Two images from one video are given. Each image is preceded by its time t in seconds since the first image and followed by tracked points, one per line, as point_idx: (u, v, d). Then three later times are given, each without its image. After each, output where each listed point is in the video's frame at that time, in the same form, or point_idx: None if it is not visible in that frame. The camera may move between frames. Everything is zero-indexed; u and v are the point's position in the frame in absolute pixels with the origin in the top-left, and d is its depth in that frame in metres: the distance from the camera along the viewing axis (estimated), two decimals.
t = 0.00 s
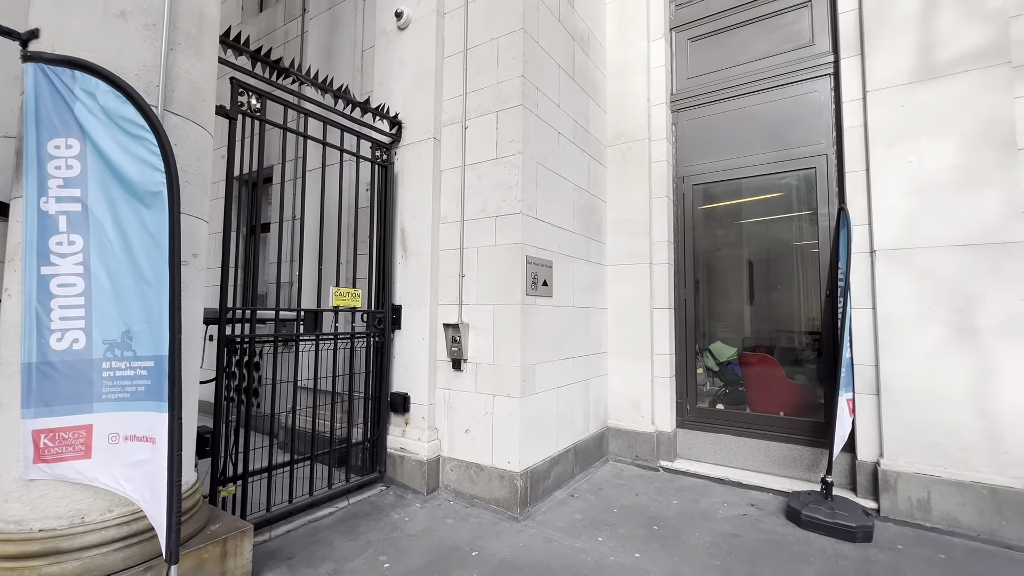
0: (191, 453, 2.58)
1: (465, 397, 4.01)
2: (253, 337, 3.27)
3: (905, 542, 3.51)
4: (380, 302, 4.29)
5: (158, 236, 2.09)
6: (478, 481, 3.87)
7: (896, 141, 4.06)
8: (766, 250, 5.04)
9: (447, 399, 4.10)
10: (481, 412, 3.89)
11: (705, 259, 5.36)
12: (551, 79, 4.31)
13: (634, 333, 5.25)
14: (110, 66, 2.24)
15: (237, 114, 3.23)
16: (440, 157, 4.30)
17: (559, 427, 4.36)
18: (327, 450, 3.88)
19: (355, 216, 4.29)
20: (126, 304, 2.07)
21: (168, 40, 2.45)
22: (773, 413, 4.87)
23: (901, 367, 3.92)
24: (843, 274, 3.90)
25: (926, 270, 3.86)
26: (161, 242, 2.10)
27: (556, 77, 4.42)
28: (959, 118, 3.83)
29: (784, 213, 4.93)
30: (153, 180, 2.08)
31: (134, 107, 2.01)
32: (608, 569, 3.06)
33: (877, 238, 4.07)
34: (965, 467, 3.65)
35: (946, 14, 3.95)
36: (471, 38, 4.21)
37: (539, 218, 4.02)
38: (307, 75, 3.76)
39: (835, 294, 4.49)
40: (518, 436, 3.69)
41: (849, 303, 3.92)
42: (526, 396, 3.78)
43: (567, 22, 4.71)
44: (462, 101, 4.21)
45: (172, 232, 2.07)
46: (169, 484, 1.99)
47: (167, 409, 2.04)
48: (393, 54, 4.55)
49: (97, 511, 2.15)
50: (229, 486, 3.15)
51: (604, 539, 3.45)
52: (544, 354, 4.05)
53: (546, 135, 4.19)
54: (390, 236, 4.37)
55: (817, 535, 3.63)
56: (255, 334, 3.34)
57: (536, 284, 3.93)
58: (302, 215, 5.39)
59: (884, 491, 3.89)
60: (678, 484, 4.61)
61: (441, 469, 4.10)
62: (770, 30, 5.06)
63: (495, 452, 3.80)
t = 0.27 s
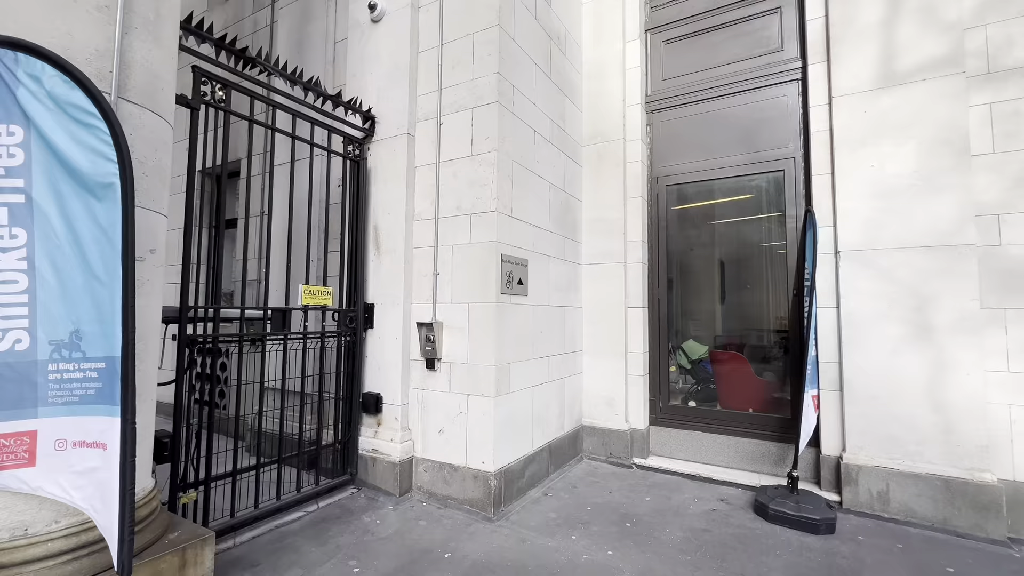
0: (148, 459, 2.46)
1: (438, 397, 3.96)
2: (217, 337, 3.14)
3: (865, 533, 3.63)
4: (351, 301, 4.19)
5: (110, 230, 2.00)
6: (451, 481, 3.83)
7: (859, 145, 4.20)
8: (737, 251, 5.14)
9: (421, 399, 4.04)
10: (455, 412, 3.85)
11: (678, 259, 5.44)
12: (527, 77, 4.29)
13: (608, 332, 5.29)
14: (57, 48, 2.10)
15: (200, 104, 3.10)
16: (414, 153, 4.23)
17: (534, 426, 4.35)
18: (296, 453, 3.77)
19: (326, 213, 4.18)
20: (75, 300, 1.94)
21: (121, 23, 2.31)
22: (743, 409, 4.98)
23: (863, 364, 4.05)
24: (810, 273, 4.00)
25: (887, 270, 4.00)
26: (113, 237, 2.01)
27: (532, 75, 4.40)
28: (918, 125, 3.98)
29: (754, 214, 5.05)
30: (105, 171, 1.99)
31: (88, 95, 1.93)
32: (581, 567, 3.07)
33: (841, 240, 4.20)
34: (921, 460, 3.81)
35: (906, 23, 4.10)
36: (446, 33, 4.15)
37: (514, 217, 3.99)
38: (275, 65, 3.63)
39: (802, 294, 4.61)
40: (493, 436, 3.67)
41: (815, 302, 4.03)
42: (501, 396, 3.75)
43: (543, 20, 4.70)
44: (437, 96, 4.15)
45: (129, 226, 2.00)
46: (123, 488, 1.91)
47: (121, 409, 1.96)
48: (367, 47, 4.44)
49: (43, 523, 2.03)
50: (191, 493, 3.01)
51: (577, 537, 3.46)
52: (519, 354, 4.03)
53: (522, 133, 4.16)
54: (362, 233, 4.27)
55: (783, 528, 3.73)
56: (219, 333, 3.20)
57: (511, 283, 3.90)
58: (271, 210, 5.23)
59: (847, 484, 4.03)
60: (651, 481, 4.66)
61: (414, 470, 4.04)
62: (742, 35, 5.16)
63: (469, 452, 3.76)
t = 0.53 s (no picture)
0: (100, 466, 2.32)
1: (411, 398, 3.90)
2: (177, 337, 2.99)
3: (828, 525, 3.76)
4: (321, 299, 4.08)
5: (56, 222, 1.84)
6: (424, 483, 3.78)
7: (824, 150, 4.33)
8: (708, 251, 5.25)
9: (393, 400, 3.97)
10: (428, 412, 3.80)
11: (650, 258, 5.51)
12: (502, 75, 4.26)
13: (582, 331, 5.31)
14: None
15: (159, 93, 2.94)
16: (387, 149, 4.15)
17: (508, 425, 4.33)
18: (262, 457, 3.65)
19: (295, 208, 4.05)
20: (15, 297, 1.79)
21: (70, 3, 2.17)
22: (713, 406, 5.08)
23: (826, 361, 4.19)
24: (777, 274, 4.10)
25: (849, 271, 4.15)
26: (60, 230, 1.85)
27: (508, 72, 4.38)
28: (878, 131, 4.13)
29: (724, 215, 5.15)
30: (49, 161, 1.83)
31: (29, 77, 1.77)
32: (553, 566, 3.07)
33: (807, 241, 4.33)
34: (879, 453, 3.96)
35: (868, 33, 4.25)
36: (420, 28, 4.09)
37: (489, 215, 3.96)
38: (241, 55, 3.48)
39: (769, 293, 4.73)
40: (467, 437, 3.63)
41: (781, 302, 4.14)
42: (475, 395, 3.72)
43: (519, 18, 4.68)
44: (411, 92, 4.08)
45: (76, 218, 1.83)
46: (68, 500, 1.77)
47: (67, 416, 1.79)
48: (338, 39, 4.33)
49: None
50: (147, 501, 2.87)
51: (551, 536, 3.46)
52: (493, 353, 4.00)
53: (497, 131, 4.13)
54: (333, 230, 4.17)
55: (750, 521, 3.82)
56: (179, 333, 3.06)
57: (486, 282, 3.87)
58: (238, 206, 5.05)
59: (810, 477, 4.16)
60: (623, 478, 4.71)
61: (386, 472, 3.97)
62: (713, 39, 5.26)
63: (442, 453, 3.72)
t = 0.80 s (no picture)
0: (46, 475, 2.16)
1: (384, 399, 3.81)
2: (133, 338, 2.83)
3: (794, 518, 3.86)
4: (290, 298, 3.94)
5: None
6: (397, 485, 3.71)
7: (791, 154, 4.45)
8: (680, 252, 5.33)
9: (365, 401, 3.88)
10: (401, 413, 3.73)
11: (624, 259, 5.56)
12: (479, 72, 4.22)
13: (557, 330, 5.32)
14: None
15: (114, 80, 2.77)
16: (360, 144, 4.05)
17: (483, 426, 4.29)
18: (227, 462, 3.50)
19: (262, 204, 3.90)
20: None
21: None
22: (684, 404, 5.16)
23: (793, 360, 4.31)
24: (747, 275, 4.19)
25: (814, 272, 4.27)
26: None
27: (484, 70, 4.34)
28: (842, 137, 4.27)
29: (696, 217, 5.24)
30: None
31: None
32: (528, 567, 3.05)
33: (775, 243, 4.44)
34: (842, 448, 4.10)
35: (834, 42, 4.38)
36: (395, 22, 4.01)
37: (464, 214, 3.92)
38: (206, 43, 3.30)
39: (739, 294, 4.83)
40: (441, 438, 3.58)
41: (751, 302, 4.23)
42: (449, 396, 3.67)
43: (496, 15, 4.64)
44: (385, 86, 3.99)
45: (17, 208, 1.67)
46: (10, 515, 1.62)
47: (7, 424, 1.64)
48: (309, 30, 4.21)
49: None
50: (100, 511, 2.71)
51: (526, 537, 3.45)
52: (468, 353, 3.95)
53: (472, 128, 4.08)
54: (303, 227, 4.04)
55: (720, 517, 3.89)
56: (136, 334, 2.90)
57: (461, 281, 3.82)
58: (201, 201, 4.85)
59: (777, 473, 4.27)
60: (597, 477, 4.74)
61: (358, 475, 3.88)
62: (687, 43, 5.34)
63: (416, 455, 3.65)
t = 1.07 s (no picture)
0: None
1: (355, 401, 3.72)
2: (84, 340, 2.66)
3: (762, 513, 3.96)
4: (257, 298, 3.80)
5: None
6: (369, 490, 3.62)
7: (761, 158, 4.56)
8: (653, 253, 5.39)
9: (336, 404, 3.77)
10: (374, 416, 3.64)
11: (599, 259, 5.60)
12: (455, 69, 4.16)
13: (533, 331, 5.31)
14: None
15: (65, 64, 2.60)
16: (331, 140, 3.93)
17: (458, 427, 4.23)
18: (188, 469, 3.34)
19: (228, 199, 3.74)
20: None
21: None
22: (657, 403, 5.23)
23: (762, 359, 4.41)
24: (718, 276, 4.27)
25: (782, 273, 4.39)
26: None
27: (460, 67, 4.28)
28: (809, 142, 4.40)
29: (669, 218, 5.31)
30: None
31: None
32: (503, 569, 3.01)
33: (745, 245, 4.54)
34: (807, 444, 4.22)
35: (801, 50, 4.51)
36: (368, 15, 3.91)
37: (439, 212, 3.85)
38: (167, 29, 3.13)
39: (711, 294, 4.92)
40: (416, 441, 3.50)
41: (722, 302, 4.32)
42: (424, 397, 3.60)
43: (472, 13, 4.59)
44: (358, 81, 3.89)
45: None
46: None
47: None
48: (278, 21, 4.06)
49: None
50: (47, 526, 2.53)
51: (501, 539, 3.41)
52: (442, 354, 3.89)
53: (448, 126, 4.02)
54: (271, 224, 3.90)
55: (692, 514, 3.95)
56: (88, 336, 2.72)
57: (435, 280, 3.76)
58: (162, 195, 4.64)
59: (746, 469, 4.37)
60: (572, 476, 4.74)
61: (328, 480, 3.77)
62: (661, 47, 5.41)
63: (389, 458, 3.57)
